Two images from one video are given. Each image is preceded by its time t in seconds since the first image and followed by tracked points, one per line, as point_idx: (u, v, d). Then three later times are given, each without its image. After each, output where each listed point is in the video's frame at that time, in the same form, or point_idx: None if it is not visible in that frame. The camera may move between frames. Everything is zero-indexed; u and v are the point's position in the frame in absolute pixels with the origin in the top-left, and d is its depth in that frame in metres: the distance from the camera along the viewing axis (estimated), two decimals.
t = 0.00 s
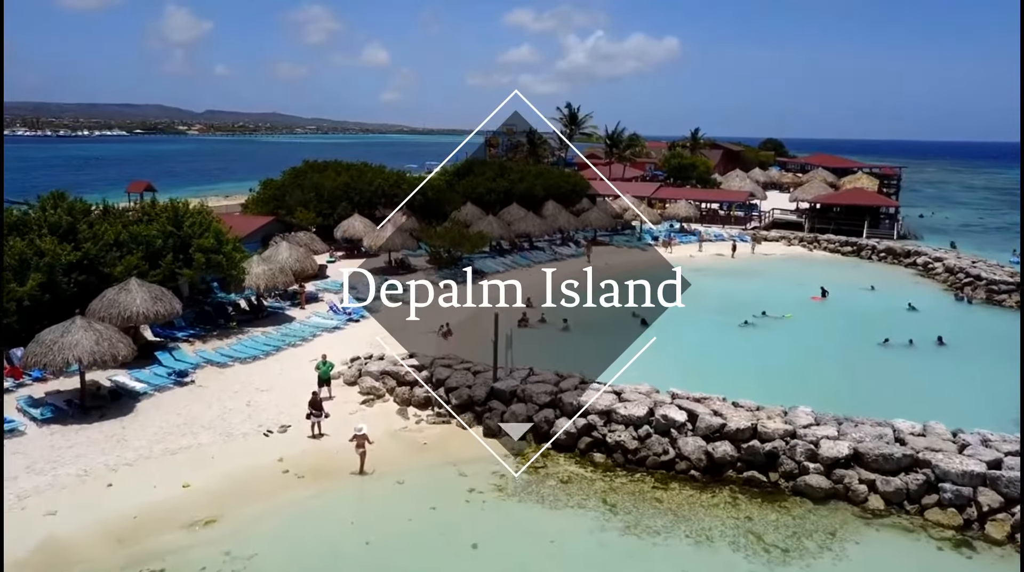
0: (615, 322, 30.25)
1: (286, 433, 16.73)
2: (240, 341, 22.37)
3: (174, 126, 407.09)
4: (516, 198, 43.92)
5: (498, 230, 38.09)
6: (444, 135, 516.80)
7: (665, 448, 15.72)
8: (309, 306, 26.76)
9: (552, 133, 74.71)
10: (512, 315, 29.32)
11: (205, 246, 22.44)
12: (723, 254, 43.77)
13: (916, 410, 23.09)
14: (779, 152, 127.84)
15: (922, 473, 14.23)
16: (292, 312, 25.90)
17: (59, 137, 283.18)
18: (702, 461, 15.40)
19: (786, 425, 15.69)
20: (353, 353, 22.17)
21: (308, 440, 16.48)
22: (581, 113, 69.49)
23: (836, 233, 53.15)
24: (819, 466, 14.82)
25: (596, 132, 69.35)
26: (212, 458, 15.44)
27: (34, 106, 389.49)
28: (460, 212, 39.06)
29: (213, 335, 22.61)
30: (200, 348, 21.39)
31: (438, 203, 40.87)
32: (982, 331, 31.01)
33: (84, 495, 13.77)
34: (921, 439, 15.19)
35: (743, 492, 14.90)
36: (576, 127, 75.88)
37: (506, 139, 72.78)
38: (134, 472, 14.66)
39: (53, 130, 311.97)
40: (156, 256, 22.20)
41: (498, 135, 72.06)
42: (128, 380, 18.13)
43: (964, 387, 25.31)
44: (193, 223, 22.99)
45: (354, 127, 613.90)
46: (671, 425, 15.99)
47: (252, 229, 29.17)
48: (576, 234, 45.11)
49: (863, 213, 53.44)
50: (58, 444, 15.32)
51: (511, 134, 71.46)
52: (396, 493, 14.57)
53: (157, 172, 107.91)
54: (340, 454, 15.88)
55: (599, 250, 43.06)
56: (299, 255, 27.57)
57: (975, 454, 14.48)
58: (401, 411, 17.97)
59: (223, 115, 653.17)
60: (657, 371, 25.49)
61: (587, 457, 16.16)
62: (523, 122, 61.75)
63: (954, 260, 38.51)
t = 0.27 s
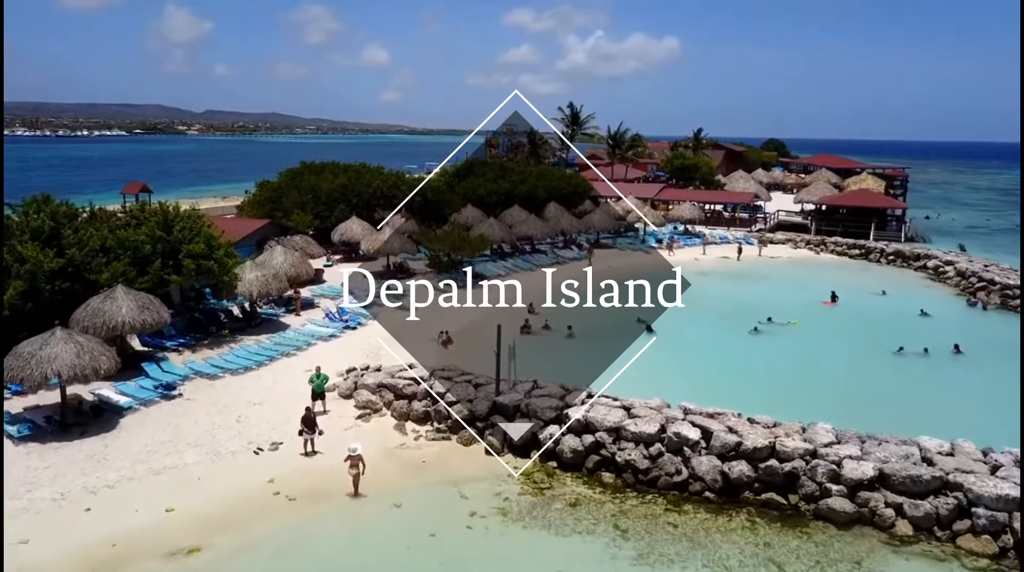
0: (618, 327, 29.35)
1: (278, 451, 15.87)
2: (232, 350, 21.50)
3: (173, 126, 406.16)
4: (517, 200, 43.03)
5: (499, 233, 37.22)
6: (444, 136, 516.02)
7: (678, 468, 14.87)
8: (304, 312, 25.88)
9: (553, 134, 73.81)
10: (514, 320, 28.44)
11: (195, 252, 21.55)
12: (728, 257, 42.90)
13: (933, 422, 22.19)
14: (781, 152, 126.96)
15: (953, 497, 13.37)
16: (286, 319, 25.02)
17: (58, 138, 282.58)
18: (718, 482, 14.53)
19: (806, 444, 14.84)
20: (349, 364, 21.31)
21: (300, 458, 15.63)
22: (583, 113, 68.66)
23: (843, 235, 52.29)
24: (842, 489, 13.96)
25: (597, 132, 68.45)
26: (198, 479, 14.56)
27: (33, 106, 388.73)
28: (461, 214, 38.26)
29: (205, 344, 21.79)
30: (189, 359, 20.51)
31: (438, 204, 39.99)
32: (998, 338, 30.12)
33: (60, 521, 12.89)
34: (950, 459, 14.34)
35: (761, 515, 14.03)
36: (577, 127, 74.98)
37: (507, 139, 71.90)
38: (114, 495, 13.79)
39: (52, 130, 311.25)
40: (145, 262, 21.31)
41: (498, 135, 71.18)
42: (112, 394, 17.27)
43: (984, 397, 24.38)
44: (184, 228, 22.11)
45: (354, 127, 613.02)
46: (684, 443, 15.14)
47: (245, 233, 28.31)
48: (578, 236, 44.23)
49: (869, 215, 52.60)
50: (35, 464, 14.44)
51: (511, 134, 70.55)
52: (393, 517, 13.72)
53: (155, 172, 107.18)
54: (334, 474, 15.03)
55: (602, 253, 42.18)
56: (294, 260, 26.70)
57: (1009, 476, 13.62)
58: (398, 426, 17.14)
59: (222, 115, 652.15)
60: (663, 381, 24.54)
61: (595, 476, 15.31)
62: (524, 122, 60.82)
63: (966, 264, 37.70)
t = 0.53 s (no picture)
0: (622, 334, 28.46)
1: (268, 471, 15.00)
2: (223, 361, 20.64)
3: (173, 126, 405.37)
4: (519, 202, 42.15)
5: (500, 236, 36.33)
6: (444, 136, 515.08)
7: (692, 490, 14.01)
8: (300, 319, 24.99)
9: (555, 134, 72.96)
10: (515, 327, 27.57)
11: (185, 258, 20.66)
12: (734, 260, 42.04)
13: (954, 436, 21.28)
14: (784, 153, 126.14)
15: (989, 524, 12.51)
16: (281, 327, 24.14)
17: (57, 139, 281.77)
18: (735, 505, 13.67)
19: (829, 465, 13.97)
20: (345, 375, 20.42)
21: (292, 479, 14.77)
22: (585, 114, 67.80)
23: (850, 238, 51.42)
24: (869, 514, 13.09)
25: (600, 132, 67.58)
26: (183, 503, 13.69)
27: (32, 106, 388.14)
28: (461, 217, 37.40)
29: (195, 354, 20.94)
30: (178, 370, 19.64)
31: (437, 207, 39.12)
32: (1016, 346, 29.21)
33: (34, 549, 12.02)
34: (983, 483, 13.47)
35: (782, 542, 13.17)
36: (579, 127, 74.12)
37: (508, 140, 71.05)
38: (92, 521, 12.91)
39: (51, 130, 310.40)
40: (132, 268, 20.43)
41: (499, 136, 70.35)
42: (95, 410, 16.43)
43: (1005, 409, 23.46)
44: (173, 232, 21.20)
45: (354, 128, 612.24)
46: (699, 463, 14.27)
47: (239, 237, 27.47)
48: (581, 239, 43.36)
49: (877, 216, 51.73)
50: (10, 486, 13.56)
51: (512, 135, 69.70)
52: (390, 544, 12.84)
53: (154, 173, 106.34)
54: (328, 497, 14.16)
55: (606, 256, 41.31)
56: (289, 265, 25.80)
57: None
58: (396, 443, 16.29)
59: (222, 115, 651.30)
60: (670, 391, 23.64)
61: (604, 498, 14.45)
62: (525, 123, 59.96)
63: (978, 268, 36.88)
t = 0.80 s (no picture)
0: (628, 342, 27.52)
1: (258, 494, 14.13)
2: (213, 372, 19.77)
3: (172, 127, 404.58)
4: (521, 204, 41.29)
5: (502, 239, 35.42)
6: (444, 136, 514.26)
7: (709, 517, 13.14)
8: (296, 328, 24.10)
9: (556, 135, 72.12)
10: (517, 334, 26.65)
11: (174, 266, 19.77)
12: (740, 263, 41.18)
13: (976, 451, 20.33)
14: (786, 153, 125.28)
15: None
16: (275, 336, 23.28)
17: (57, 139, 281.05)
18: (755, 533, 12.81)
19: (855, 489, 13.08)
20: (340, 388, 19.54)
21: (284, 503, 13.88)
22: (587, 114, 66.94)
23: (857, 241, 50.55)
24: (899, 543, 12.24)
25: (602, 133, 66.73)
26: (166, 530, 12.80)
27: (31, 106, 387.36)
28: (461, 219, 36.88)
29: (184, 366, 20.09)
30: (165, 383, 18.77)
31: (437, 209, 38.24)
32: None
33: None
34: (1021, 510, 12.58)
35: None
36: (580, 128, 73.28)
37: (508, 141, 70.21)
38: (68, 552, 12.04)
39: (50, 130, 309.57)
40: (119, 276, 19.54)
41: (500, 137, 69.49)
42: (76, 427, 15.56)
43: None
44: (161, 239, 20.33)
45: (354, 128, 611.55)
46: (716, 486, 13.40)
47: (231, 242, 26.61)
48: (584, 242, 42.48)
49: (884, 219, 50.87)
50: None
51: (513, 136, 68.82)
52: None
53: (152, 174, 105.50)
54: (321, 523, 13.29)
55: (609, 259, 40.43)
56: (284, 271, 24.90)
57: None
58: (394, 462, 15.41)
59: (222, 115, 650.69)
60: (678, 402, 22.70)
61: (615, 523, 13.59)
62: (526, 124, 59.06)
63: (991, 272, 36.08)
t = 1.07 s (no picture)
0: (634, 349, 26.57)
1: (246, 520, 13.24)
2: (203, 385, 18.88)
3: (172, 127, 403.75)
4: (522, 208, 40.48)
5: (503, 243, 34.56)
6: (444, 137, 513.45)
7: (728, 547, 12.30)
8: (290, 337, 23.23)
9: (558, 136, 71.31)
10: (520, 344, 25.75)
11: (162, 275, 18.90)
12: (747, 267, 40.35)
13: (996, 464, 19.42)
14: (789, 154, 124.46)
15: None
16: (269, 345, 22.41)
17: (55, 140, 280.26)
18: (777, 565, 11.96)
19: (885, 518, 12.22)
20: (335, 404, 18.65)
21: (274, 530, 13.01)
22: (589, 115, 66.12)
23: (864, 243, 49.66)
24: None
25: (604, 133, 65.93)
26: (146, 562, 11.93)
27: (30, 106, 386.57)
28: (462, 223, 36.35)
29: (173, 378, 19.22)
30: (152, 397, 17.87)
31: (437, 212, 37.37)
32: None
33: None
34: None
35: None
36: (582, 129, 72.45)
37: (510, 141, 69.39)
38: None
39: (49, 131, 308.76)
40: (104, 285, 18.68)
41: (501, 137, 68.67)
42: (55, 447, 14.70)
43: None
44: (149, 246, 19.43)
45: (354, 128, 610.77)
46: (735, 514, 12.54)
47: (224, 248, 25.78)
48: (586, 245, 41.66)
49: (892, 221, 50.04)
50: None
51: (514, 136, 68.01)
52: None
53: (150, 175, 104.77)
54: (313, 552, 12.42)
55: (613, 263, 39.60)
56: (279, 277, 24.00)
57: None
58: (391, 484, 14.54)
59: (221, 116, 649.90)
60: (687, 412, 21.73)
61: (627, 552, 12.74)
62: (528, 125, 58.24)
63: (1005, 277, 35.25)
